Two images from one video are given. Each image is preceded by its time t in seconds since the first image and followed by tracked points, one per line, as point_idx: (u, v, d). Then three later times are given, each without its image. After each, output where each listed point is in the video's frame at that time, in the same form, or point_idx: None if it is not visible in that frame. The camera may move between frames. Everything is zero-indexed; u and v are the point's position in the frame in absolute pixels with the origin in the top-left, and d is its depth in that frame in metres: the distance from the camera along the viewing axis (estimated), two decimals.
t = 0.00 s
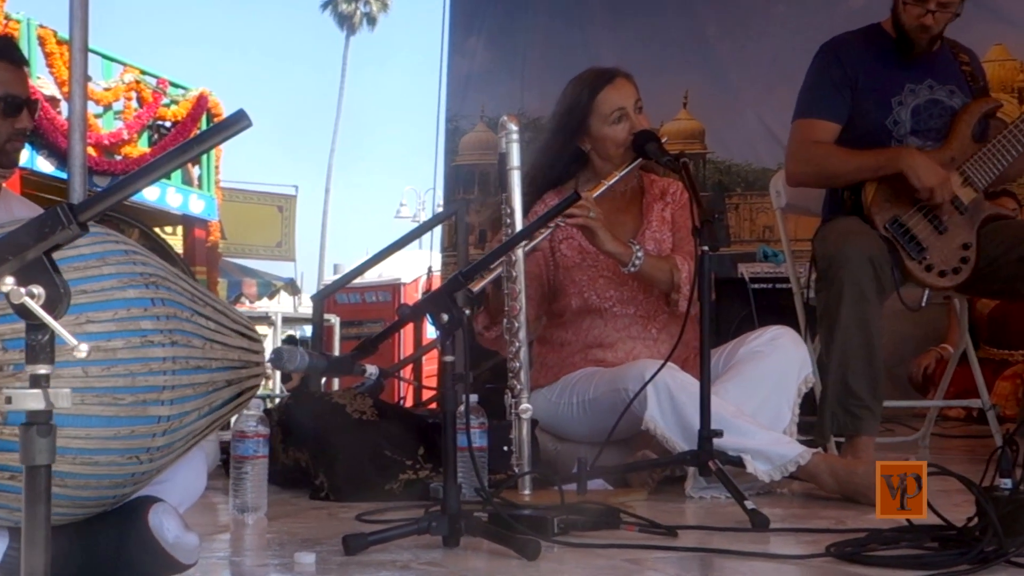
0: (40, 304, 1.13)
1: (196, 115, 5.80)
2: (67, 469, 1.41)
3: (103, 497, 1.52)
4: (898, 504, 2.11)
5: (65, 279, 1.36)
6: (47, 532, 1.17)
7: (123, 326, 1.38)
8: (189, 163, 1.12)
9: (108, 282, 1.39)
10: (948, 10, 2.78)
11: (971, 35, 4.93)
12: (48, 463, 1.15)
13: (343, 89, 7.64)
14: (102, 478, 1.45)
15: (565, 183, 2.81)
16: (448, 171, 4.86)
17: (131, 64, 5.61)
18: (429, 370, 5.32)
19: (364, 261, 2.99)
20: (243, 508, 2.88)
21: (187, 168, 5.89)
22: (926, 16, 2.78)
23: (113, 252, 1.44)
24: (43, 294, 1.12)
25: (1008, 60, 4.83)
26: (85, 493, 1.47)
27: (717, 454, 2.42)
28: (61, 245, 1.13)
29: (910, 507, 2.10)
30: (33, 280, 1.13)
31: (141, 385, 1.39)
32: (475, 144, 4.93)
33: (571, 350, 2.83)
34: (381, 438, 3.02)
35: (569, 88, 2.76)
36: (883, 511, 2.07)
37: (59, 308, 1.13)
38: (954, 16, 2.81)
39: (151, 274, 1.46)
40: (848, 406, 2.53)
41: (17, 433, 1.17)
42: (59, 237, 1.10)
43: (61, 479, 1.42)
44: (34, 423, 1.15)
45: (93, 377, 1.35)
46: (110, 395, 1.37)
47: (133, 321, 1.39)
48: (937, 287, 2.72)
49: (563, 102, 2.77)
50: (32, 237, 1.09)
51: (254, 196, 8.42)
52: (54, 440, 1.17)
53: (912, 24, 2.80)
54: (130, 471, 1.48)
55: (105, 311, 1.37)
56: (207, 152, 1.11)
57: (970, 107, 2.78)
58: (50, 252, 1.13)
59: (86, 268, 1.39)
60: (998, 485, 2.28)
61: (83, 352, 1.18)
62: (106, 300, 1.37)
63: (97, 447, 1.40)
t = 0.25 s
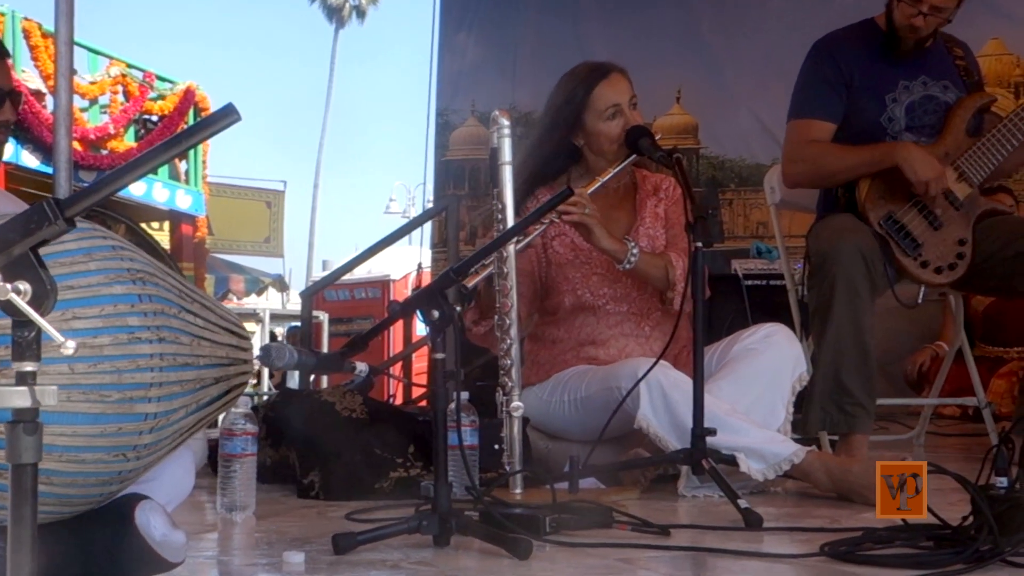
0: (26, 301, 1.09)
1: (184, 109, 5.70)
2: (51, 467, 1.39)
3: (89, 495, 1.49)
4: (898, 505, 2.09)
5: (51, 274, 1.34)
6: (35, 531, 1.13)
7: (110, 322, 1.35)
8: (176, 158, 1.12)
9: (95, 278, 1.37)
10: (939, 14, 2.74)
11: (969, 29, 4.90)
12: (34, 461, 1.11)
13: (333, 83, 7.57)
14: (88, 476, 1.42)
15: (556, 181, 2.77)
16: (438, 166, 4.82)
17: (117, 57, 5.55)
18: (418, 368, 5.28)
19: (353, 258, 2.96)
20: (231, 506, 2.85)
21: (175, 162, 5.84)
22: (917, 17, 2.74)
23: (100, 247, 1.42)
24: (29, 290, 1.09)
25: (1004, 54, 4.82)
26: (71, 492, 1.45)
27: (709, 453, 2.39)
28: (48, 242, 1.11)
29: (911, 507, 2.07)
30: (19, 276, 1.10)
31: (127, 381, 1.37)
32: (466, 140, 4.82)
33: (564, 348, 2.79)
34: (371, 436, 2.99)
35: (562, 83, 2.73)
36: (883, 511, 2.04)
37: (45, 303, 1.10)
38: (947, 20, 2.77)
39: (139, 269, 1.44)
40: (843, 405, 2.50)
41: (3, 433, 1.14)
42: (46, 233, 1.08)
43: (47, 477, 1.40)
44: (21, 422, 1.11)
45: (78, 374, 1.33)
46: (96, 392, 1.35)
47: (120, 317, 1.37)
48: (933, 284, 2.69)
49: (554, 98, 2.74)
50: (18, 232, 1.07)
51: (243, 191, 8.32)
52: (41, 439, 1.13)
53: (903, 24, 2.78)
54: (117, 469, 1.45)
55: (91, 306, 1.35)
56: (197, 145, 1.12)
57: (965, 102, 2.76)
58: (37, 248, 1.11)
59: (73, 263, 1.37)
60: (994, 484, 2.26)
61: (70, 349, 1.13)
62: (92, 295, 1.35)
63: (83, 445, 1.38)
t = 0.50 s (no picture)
0: (10, 298, 1.09)
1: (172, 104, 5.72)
2: (33, 464, 1.37)
3: (70, 493, 1.47)
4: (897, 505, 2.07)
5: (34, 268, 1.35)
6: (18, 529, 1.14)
7: (93, 317, 1.37)
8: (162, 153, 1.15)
9: (77, 272, 1.39)
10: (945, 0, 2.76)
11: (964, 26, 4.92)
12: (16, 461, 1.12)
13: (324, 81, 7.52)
14: (71, 474, 1.42)
15: (551, 177, 2.77)
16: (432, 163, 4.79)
17: (105, 51, 5.50)
18: (410, 367, 5.25)
19: (346, 255, 2.94)
20: (220, 507, 2.83)
21: (164, 159, 5.79)
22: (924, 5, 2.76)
23: (82, 242, 1.44)
24: (12, 287, 1.09)
25: (1000, 53, 4.83)
26: (53, 490, 1.44)
27: (703, 452, 2.37)
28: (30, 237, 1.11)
29: (910, 507, 2.05)
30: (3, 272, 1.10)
31: (111, 377, 1.39)
32: (458, 137, 4.83)
33: (557, 346, 2.78)
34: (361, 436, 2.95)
35: (552, 80, 2.71)
36: (883, 511, 2.01)
37: (29, 300, 1.10)
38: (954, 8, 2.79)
39: (120, 264, 1.47)
40: (840, 400, 2.49)
41: None
42: (30, 228, 1.08)
43: (30, 475, 1.39)
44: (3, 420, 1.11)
45: (61, 369, 1.34)
46: (80, 387, 1.36)
47: (103, 311, 1.39)
48: (929, 281, 2.69)
49: (544, 93, 2.72)
50: None
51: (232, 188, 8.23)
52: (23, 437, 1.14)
53: (909, 15, 2.79)
54: (100, 467, 1.46)
55: (74, 301, 1.36)
56: (185, 141, 1.14)
57: (962, 98, 2.79)
58: (21, 244, 1.11)
59: (55, 257, 1.38)
60: (986, 483, 2.26)
61: (55, 347, 1.11)
62: (75, 289, 1.37)
63: (67, 441, 1.38)
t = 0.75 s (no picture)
0: None
1: (163, 101, 5.64)
2: (29, 474, 1.37)
3: (65, 502, 1.48)
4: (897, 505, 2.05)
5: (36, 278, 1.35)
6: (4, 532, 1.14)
7: (94, 327, 1.37)
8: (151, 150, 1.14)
9: (79, 281, 1.39)
10: None
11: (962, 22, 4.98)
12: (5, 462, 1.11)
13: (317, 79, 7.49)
14: (66, 483, 1.42)
15: (546, 176, 2.74)
16: (426, 160, 4.76)
17: (95, 48, 5.47)
18: (404, 366, 5.23)
19: (339, 254, 2.91)
20: (212, 509, 2.80)
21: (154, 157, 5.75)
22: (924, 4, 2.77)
23: (86, 249, 1.44)
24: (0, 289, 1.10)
25: (998, 49, 4.88)
26: (48, 497, 1.44)
27: (700, 452, 2.36)
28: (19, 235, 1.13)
29: (910, 507, 2.02)
30: None
31: (110, 387, 1.38)
32: (453, 134, 4.74)
33: (553, 346, 2.76)
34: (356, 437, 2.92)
35: (547, 79, 2.71)
36: (884, 511, 1.99)
37: (15, 301, 1.11)
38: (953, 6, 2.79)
39: (123, 272, 1.46)
40: (836, 404, 2.48)
41: None
42: (17, 228, 1.10)
43: (25, 483, 1.38)
44: None
45: (60, 380, 1.34)
46: (78, 399, 1.35)
47: (104, 321, 1.38)
48: (925, 280, 2.67)
49: (542, 92, 2.72)
50: None
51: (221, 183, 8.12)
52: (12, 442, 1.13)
53: (909, 15, 2.80)
54: (96, 476, 1.45)
55: (75, 310, 1.36)
56: (174, 137, 1.13)
57: (960, 97, 2.78)
58: (10, 244, 1.12)
59: (57, 265, 1.38)
60: (984, 482, 2.24)
61: (43, 347, 1.11)
62: (76, 299, 1.37)
63: (63, 452, 1.38)
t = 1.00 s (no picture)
0: None
1: (159, 100, 5.56)
2: (26, 471, 1.37)
3: (63, 501, 1.47)
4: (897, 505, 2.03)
5: (26, 273, 1.35)
6: None
7: (87, 321, 1.37)
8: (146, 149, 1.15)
9: (70, 276, 1.39)
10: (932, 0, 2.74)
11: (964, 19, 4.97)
12: None
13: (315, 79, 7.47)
14: (63, 480, 1.41)
15: (543, 174, 2.70)
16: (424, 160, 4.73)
17: (90, 46, 5.47)
18: (403, 367, 5.20)
19: (338, 253, 2.89)
20: (208, 512, 2.78)
21: (150, 156, 5.72)
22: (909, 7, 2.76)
23: (74, 246, 1.44)
24: None
25: (1000, 46, 4.88)
26: (46, 496, 1.43)
27: (701, 453, 2.35)
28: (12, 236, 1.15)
29: (910, 507, 2.00)
30: None
31: (105, 381, 1.38)
32: (453, 132, 4.64)
33: (554, 347, 2.74)
34: (354, 438, 2.91)
35: (546, 78, 2.69)
36: (883, 511, 1.97)
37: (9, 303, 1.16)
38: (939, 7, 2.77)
39: (114, 268, 1.47)
40: (837, 404, 2.47)
41: None
42: (10, 228, 1.12)
43: (21, 481, 1.38)
44: None
45: (55, 374, 1.33)
46: (73, 393, 1.35)
47: (97, 316, 1.39)
48: (927, 280, 2.67)
49: (541, 92, 2.69)
50: None
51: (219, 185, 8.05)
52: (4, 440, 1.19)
53: (895, 16, 2.78)
54: (93, 473, 1.44)
55: (67, 305, 1.36)
56: (171, 136, 1.14)
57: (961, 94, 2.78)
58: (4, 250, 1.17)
59: (47, 261, 1.38)
60: (987, 482, 2.23)
61: (35, 349, 1.18)
62: (68, 293, 1.37)
63: (59, 448, 1.37)
